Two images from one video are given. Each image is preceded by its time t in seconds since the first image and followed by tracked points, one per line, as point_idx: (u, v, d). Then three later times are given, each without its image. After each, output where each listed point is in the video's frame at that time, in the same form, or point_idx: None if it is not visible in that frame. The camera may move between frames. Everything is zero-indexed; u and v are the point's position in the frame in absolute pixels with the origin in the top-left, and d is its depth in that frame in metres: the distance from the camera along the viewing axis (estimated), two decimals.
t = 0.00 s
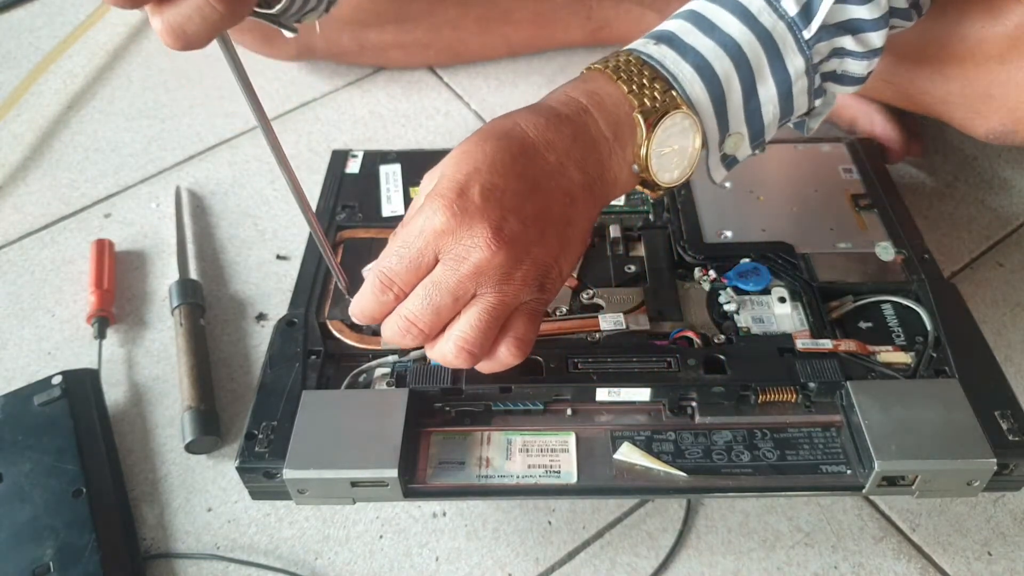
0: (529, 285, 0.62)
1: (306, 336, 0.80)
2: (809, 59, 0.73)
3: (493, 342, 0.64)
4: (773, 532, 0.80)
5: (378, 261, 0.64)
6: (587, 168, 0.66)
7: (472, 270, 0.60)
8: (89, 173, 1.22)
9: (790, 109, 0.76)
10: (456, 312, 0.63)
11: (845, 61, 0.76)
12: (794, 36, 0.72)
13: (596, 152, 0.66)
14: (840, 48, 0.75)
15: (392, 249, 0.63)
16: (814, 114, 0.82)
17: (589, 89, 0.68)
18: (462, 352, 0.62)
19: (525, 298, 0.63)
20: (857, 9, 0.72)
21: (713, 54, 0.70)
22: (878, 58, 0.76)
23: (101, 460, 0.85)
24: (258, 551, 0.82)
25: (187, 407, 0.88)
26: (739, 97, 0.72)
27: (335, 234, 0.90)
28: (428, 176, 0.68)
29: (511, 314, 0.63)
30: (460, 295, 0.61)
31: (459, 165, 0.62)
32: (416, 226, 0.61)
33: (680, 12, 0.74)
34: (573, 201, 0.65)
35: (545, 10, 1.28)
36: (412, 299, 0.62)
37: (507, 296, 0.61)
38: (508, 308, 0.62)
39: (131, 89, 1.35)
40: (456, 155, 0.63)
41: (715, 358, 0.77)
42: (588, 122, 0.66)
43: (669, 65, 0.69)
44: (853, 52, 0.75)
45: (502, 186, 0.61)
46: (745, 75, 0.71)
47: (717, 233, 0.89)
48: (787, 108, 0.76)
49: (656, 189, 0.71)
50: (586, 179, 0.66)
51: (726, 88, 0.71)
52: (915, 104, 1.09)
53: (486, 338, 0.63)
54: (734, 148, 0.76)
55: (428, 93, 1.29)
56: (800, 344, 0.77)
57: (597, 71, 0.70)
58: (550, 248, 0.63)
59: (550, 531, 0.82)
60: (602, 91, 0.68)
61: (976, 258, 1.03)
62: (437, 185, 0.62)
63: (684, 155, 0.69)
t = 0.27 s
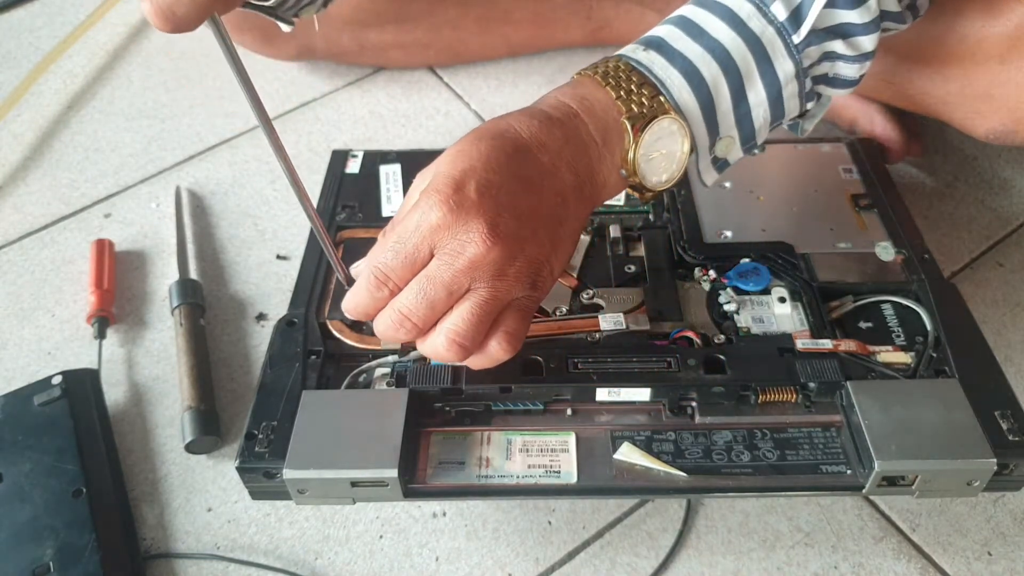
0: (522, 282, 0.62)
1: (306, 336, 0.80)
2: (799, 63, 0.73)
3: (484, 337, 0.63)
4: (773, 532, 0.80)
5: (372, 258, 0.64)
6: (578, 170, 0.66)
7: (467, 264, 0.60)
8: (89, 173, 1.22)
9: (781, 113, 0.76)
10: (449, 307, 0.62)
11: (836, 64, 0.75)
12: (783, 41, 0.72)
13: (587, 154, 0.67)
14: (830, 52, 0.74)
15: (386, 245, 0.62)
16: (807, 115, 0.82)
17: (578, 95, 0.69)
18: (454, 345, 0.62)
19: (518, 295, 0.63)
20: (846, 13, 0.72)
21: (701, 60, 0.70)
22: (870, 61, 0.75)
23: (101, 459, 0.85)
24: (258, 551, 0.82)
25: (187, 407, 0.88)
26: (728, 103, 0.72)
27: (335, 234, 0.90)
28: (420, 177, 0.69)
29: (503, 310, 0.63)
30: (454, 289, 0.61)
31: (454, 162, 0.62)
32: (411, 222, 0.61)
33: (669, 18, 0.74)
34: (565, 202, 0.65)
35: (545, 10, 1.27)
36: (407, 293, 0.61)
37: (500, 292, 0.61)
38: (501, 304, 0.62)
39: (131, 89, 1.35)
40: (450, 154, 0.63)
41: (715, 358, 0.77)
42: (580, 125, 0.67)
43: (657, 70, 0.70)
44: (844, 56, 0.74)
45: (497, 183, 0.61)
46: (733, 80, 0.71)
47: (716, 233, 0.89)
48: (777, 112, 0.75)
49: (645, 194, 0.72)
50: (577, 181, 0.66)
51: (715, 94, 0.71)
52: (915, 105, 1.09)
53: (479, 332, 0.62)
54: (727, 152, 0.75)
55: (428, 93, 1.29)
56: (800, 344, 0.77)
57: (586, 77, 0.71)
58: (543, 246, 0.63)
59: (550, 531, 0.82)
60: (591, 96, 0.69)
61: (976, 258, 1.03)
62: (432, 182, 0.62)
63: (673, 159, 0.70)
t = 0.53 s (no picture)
0: (521, 280, 0.62)
1: (306, 336, 0.80)
2: (797, 65, 0.72)
3: (481, 334, 0.64)
4: (773, 532, 0.80)
5: (371, 252, 0.64)
6: (579, 170, 0.67)
7: (467, 261, 0.60)
8: (89, 173, 1.22)
9: (779, 115, 0.76)
10: (447, 302, 0.62)
11: (834, 65, 0.75)
12: (781, 43, 0.71)
13: (587, 155, 0.67)
14: (829, 53, 0.74)
15: (387, 239, 0.62)
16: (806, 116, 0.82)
17: (578, 95, 0.69)
18: (449, 339, 0.62)
19: (516, 294, 0.63)
20: (845, 14, 0.71)
21: (699, 63, 0.70)
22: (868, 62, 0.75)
23: (101, 460, 0.85)
24: (258, 551, 0.82)
25: (187, 407, 0.88)
26: (726, 104, 0.72)
27: (335, 234, 0.90)
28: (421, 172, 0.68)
29: (501, 308, 0.63)
30: (453, 285, 0.61)
31: (456, 158, 0.62)
32: (412, 216, 0.61)
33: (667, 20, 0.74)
34: (564, 203, 0.65)
35: (545, 10, 1.27)
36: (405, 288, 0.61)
37: (499, 289, 0.61)
38: (499, 301, 0.62)
39: (132, 89, 1.35)
40: (452, 151, 0.63)
41: (716, 358, 0.77)
42: (580, 125, 0.67)
43: (655, 73, 0.70)
44: (842, 57, 0.74)
45: (498, 181, 0.62)
46: (730, 82, 0.71)
47: (717, 233, 0.89)
48: (776, 114, 0.75)
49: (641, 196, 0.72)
50: (576, 182, 0.67)
51: (712, 96, 0.71)
52: (915, 105, 1.09)
53: (475, 328, 0.62)
54: (725, 153, 0.76)
55: (428, 93, 1.29)
56: (800, 344, 0.77)
57: (585, 78, 0.71)
58: (541, 246, 0.63)
59: (550, 531, 0.82)
60: (591, 97, 0.69)
61: (976, 258, 1.03)
62: (434, 177, 0.62)
63: (670, 161, 0.70)
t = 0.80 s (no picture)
0: (511, 278, 0.62)
1: (306, 336, 0.80)
2: (795, 65, 0.72)
3: (473, 333, 0.63)
4: (773, 532, 0.80)
5: (367, 254, 0.64)
6: (572, 170, 0.67)
7: (458, 259, 0.60)
8: (89, 173, 1.22)
9: (778, 115, 0.75)
10: (439, 301, 0.62)
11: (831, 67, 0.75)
12: (778, 43, 0.71)
13: (582, 157, 0.67)
14: (827, 54, 0.74)
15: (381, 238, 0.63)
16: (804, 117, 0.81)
17: (574, 96, 0.70)
18: (440, 338, 0.62)
19: (508, 293, 0.63)
20: (843, 16, 0.72)
21: (695, 63, 0.70)
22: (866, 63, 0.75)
23: (101, 460, 0.85)
24: (258, 551, 0.82)
25: (187, 407, 0.88)
26: (724, 105, 0.72)
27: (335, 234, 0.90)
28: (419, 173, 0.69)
29: (493, 306, 0.63)
30: (445, 283, 0.61)
31: (450, 158, 0.62)
32: (405, 215, 0.61)
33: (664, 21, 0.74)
34: (558, 203, 0.66)
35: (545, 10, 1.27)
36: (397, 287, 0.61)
37: (490, 287, 0.61)
38: (490, 300, 0.62)
39: (132, 88, 1.35)
40: (445, 153, 0.64)
41: (716, 358, 0.77)
42: (575, 128, 0.67)
43: (652, 74, 0.69)
44: (840, 58, 0.74)
45: (489, 180, 0.62)
46: (727, 82, 0.71)
47: (717, 233, 0.90)
48: (776, 114, 0.75)
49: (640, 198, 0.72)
50: (570, 182, 0.67)
51: (709, 97, 0.71)
52: (915, 105, 1.09)
53: (467, 326, 0.62)
54: (722, 153, 0.75)
55: (428, 93, 1.29)
56: (800, 344, 0.77)
57: (581, 81, 0.71)
58: (533, 244, 0.63)
59: (550, 531, 0.82)
60: (587, 97, 0.69)
61: (976, 258, 1.03)
62: (426, 178, 0.62)
63: (668, 160, 0.70)
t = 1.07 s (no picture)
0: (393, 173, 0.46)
1: (307, 336, 0.81)
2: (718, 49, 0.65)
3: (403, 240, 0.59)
4: (772, 531, 0.81)
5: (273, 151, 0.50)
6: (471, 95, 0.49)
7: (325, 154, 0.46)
8: (90, 173, 1.23)
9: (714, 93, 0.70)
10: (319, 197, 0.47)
11: (756, 31, 0.54)
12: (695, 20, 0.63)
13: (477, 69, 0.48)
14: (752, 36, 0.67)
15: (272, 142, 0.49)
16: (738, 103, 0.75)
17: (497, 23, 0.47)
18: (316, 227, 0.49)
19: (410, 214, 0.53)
20: None
21: None
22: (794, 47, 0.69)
23: (102, 459, 0.85)
24: (259, 550, 0.82)
25: (188, 406, 0.89)
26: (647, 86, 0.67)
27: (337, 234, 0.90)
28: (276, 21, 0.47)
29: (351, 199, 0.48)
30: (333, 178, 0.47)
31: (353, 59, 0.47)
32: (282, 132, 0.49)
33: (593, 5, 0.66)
34: (451, 113, 0.48)
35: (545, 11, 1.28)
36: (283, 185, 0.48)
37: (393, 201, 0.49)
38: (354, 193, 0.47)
39: (133, 89, 1.36)
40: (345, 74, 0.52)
41: (715, 358, 0.77)
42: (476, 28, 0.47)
43: None
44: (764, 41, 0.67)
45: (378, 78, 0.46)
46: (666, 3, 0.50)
47: (716, 233, 0.90)
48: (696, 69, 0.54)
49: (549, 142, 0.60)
50: (465, 70, 0.48)
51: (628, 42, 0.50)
52: (914, 106, 1.09)
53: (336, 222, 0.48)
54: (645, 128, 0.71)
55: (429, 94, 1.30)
56: (799, 344, 0.78)
57: None
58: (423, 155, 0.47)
59: (550, 530, 0.82)
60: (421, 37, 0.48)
61: (975, 258, 1.03)
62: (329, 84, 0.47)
63: (573, 92, 0.51)
